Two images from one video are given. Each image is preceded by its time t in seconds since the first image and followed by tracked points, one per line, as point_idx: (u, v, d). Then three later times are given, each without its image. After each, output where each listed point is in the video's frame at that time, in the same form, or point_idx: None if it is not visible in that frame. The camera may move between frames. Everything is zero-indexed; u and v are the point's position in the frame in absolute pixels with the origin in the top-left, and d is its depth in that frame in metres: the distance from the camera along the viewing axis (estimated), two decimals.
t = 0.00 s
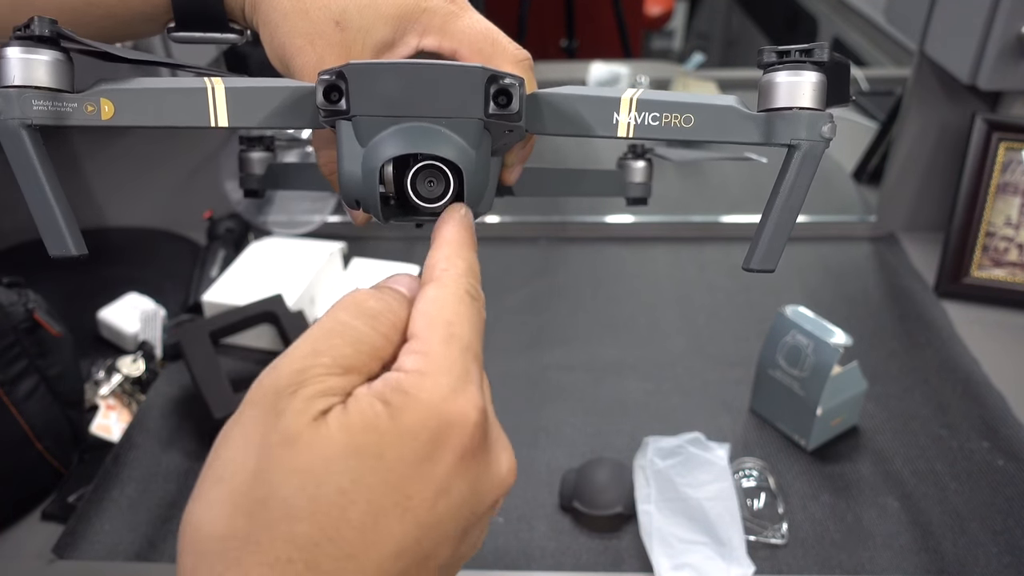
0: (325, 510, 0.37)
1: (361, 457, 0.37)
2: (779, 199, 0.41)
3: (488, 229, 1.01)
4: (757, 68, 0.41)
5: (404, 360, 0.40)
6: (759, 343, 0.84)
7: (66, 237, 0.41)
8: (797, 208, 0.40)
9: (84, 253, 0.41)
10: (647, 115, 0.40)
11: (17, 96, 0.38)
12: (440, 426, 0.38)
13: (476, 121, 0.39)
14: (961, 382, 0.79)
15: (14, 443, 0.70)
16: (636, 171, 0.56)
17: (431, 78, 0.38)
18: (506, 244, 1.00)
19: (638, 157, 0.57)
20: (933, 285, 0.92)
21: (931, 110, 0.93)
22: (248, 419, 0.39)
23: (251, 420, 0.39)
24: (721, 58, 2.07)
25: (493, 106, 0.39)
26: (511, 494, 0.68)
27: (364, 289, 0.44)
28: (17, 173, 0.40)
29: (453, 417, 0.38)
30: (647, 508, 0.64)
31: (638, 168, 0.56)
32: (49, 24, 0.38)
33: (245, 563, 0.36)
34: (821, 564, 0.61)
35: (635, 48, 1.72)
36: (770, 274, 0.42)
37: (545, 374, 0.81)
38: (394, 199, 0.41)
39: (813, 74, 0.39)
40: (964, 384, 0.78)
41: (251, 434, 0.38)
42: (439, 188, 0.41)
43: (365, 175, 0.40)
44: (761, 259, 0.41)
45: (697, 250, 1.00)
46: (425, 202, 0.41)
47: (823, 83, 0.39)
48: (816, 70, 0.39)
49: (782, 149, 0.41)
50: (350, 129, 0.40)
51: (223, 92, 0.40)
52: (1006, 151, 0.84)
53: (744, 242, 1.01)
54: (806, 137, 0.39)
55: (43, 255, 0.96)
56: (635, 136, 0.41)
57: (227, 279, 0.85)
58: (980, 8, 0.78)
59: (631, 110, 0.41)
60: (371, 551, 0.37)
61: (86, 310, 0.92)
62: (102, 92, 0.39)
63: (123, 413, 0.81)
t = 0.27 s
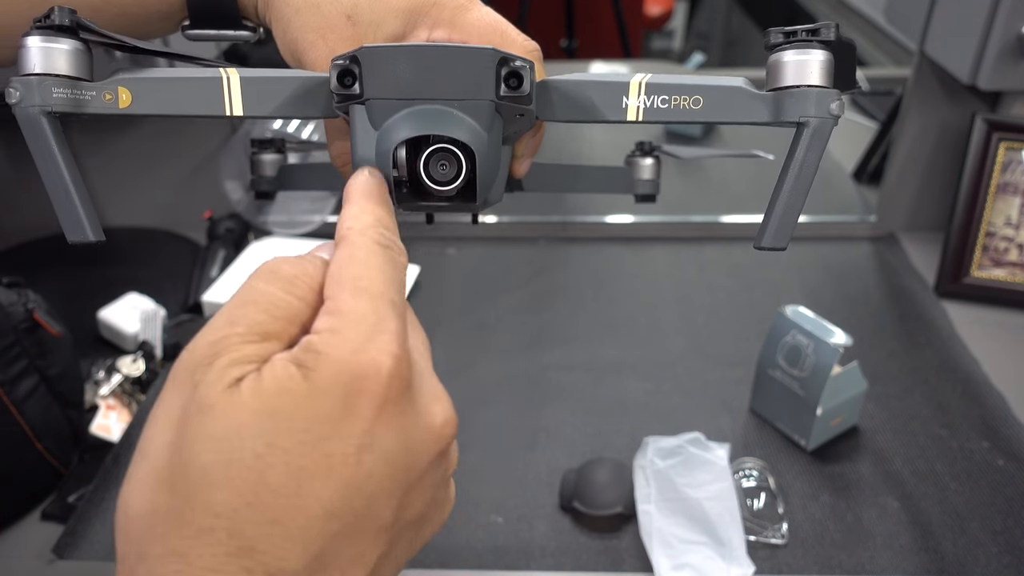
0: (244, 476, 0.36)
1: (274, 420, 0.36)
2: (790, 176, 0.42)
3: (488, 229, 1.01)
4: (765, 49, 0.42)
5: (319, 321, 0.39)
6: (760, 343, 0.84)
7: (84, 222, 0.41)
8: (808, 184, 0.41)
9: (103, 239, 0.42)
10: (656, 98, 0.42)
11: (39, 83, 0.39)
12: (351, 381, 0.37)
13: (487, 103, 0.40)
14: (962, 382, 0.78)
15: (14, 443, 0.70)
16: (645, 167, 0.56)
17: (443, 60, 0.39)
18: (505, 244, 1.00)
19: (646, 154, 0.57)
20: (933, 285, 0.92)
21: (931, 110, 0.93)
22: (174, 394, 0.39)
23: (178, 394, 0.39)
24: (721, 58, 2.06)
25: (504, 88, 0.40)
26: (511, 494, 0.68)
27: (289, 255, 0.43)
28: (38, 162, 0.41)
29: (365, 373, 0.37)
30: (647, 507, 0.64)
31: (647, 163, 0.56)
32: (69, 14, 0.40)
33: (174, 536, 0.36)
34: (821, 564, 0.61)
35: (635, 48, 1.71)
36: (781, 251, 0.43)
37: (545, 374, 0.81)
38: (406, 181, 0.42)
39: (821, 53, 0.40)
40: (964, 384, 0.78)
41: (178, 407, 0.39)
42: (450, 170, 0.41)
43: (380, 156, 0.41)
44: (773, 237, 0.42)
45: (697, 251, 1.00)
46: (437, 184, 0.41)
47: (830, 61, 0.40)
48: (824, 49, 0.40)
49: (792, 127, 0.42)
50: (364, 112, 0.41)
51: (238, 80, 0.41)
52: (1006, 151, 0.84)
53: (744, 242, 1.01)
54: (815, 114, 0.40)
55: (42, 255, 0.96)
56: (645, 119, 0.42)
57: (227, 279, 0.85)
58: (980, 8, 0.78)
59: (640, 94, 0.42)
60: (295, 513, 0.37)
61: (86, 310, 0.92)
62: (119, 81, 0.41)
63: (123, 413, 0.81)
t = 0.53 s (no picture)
0: (310, 457, 0.35)
1: (343, 405, 0.35)
2: (782, 160, 0.40)
3: (488, 229, 1.01)
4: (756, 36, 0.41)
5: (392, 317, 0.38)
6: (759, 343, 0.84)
7: (77, 210, 0.41)
8: (801, 170, 0.40)
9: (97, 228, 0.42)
10: (647, 85, 0.41)
11: (33, 70, 0.39)
12: (420, 373, 0.36)
13: (479, 89, 0.40)
14: (962, 382, 0.78)
15: (14, 443, 0.70)
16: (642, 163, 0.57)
17: (433, 45, 0.39)
18: (505, 244, 1.00)
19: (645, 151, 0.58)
20: (933, 285, 0.92)
21: (932, 110, 0.93)
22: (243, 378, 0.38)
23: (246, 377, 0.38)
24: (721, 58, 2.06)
25: (495, 73, 0.40)
26: (511, 494, 0.68)
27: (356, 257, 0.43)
28: (32, 152, 0.40)
29: (433, 365, 0.36)
30: (647, 507, 0.64)
31: (644, 161, 0.57)
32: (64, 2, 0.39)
33: (235, 512, 0.34)
34: (822, 564, 0.61)
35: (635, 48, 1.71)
36: (774, 238, 0.41)
37: (545, 374, 0.81)
38: (398, 169, 0.41)
39: (811, 36, 0.39)
40: (964, 384, 0.78)
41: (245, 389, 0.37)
42: (443, 156, 0.41)
43: (371, 144, 0.40)
44: (766, 223, 0.41)
45: (697, 251, 1.00)
46: (428, 171, 0.42)
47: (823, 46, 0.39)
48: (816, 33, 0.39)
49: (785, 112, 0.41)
50: (356, 100, 0.40)
51: (232, 71, 0.41)
52: (1006, 151, 0.84)
53: (744, 242, 1.01)
54: (807, 97, 0.39)
55: (42, 255, 0.96)
56: (637, 106, 0.42)
57: (227, 279, 0.85)
58: (980, 8, 0.78)
59: (631, 82, 0.41)
60: (354, 500, 0.35)
61: (86, 310, 0.92)
62: (113, 70, 0.41)
63: (123, 413, 0.81)
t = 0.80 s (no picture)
0: (240, 466, 0.34)
1: (269, 409, 0.35)
2: (763, 162, 0.42)
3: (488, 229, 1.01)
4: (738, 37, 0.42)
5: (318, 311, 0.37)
6: (759, 343, 0.84)
7: (76, 208, 0.42)
8: (781, 170, 0.41)
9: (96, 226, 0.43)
10: (633, 86, 0.42)
11: (33, 75, 0.40)
12: (344, 374, 0.35)
13: (467, 91, 0.40)
14: (961, 382, 0.79)
15: (14, 443, 0.70)
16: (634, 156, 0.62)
17: (422, 48, 0.39)
18: (505, 244, 1.00)
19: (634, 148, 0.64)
20: (932, 285, 0.92)
21: (931, 110, 0.93)
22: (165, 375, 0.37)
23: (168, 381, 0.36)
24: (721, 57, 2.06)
25: (482, 76, 0.40)
26: (511, 494, 0.68)
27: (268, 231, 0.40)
28: (33, 153, 0.41)
29: (362, 366, 0.35)
30: (646, 507, 0.64)
31: (637, 156, 0.62)
32: (63, 7, 0.40)
33: (166, 517, 0.35)
34: (821, 564, 0.61)
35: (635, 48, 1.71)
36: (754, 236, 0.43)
37: (544, 374, 0.81)
38: (388, 169, 0.41)
39: (792, 40, 0.40)
40: (964, 384, 0.78)
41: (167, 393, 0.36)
42: (432, 156, 0.41)
43: (361, 145, 0.41)
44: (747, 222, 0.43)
45: (697, 251, 1.00)
46: (417, 172, 0.41)
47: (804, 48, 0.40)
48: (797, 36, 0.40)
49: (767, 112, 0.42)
50: (347, 103, 0.41)
51: (227, 72, 0.42)
52: (1006, 151, 0.84)
53: (744, 242, 1.01)
54: (788, 101, 0.40)
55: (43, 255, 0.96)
56: (623, 108, 0.42)
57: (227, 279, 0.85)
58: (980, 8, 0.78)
59: (618, 83, 0.42)
60: (288, 503, 0.35)
61: (86, 310, 0.92)
62: (112, 72, 0.41)
63: (123, 413, 0.81)
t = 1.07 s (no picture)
0: (378, 441, 0.38)
1: (415, 394, 0.39)
2: (753, 125, 0.40)
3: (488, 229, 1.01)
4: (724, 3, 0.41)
5: (446, 306, 0.42)
6: (759, 343, 0.84)
7: (54, 185, 0.42)
8: (771, 133, 0.40)
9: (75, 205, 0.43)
10: (618, 50, 0.41)
11: (7, 50, 0.40)
12: (477, 371, 0.41)
13: (442, 56, 0.39)
14: (961, 382, 0.79)
15: (14, 443, 0.70)
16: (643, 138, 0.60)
17: (395, 13, 0.38)
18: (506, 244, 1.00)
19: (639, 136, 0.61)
20: (932, 285, 0.92)
21: (931, 110, 0.93)
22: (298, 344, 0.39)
23: (306, 348, 0.38)
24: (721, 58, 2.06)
25: (457, 40, 0.39)
26: (511, 494, 0.68)
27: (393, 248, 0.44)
28: (9, 130, 0.41)
29: (490, 363, 0.42)
30: (646, 507, 0.64)
31: (645, 138, 0.60)
32: None
33: (307, 479, 0.37)
34: (821, 564, 0.61)
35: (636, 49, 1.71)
36: (747, 202, 0.42)
37: (544, 373, 0.81)
38: (366, 141, 0.40)
39: None
40: (964, 384, 0.78)
41: (304, 356, 0.38)
42: (409, 126, 0.39)
43: (334, 115, 0.39)
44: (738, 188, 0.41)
45: (698, 251, 1.00)
46: (394, 142, 0.39)
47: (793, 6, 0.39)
48: None
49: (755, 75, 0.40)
50: (320, 72, 0.39)
51: (204, 47, 0.41)
52: (1005, 151, 0.84)
53: (744, 243, 1.01)
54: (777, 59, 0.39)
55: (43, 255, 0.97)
56: (608, 74, 0.41)
57: (227, 279, 0.85)
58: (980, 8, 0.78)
59: (602, 49, 0.41)
60: (405, 479, 0.39)
61: (87, 310, 0.92)
62: (88, 49, 0.41)
63: (123, 413, 0.80)
